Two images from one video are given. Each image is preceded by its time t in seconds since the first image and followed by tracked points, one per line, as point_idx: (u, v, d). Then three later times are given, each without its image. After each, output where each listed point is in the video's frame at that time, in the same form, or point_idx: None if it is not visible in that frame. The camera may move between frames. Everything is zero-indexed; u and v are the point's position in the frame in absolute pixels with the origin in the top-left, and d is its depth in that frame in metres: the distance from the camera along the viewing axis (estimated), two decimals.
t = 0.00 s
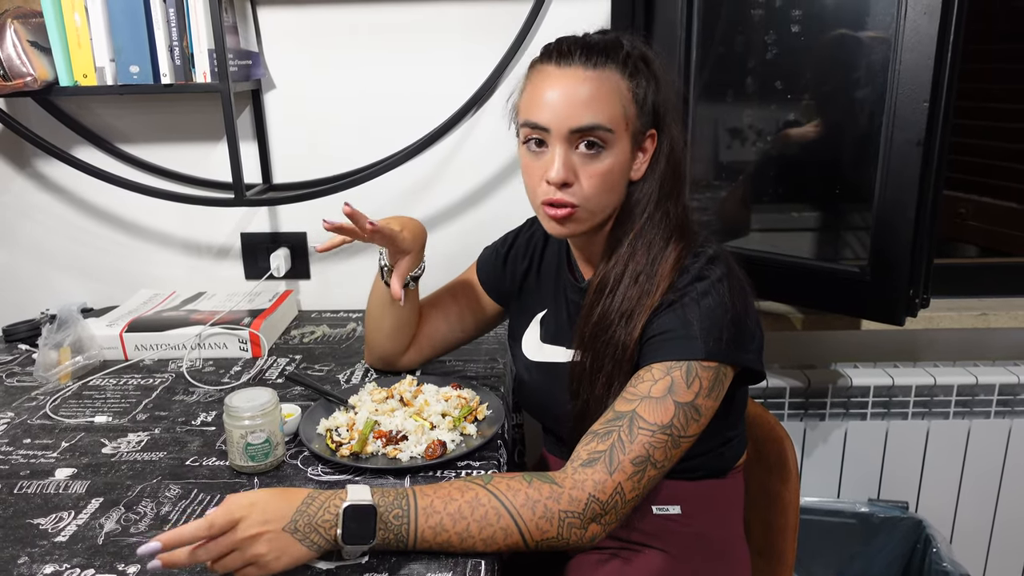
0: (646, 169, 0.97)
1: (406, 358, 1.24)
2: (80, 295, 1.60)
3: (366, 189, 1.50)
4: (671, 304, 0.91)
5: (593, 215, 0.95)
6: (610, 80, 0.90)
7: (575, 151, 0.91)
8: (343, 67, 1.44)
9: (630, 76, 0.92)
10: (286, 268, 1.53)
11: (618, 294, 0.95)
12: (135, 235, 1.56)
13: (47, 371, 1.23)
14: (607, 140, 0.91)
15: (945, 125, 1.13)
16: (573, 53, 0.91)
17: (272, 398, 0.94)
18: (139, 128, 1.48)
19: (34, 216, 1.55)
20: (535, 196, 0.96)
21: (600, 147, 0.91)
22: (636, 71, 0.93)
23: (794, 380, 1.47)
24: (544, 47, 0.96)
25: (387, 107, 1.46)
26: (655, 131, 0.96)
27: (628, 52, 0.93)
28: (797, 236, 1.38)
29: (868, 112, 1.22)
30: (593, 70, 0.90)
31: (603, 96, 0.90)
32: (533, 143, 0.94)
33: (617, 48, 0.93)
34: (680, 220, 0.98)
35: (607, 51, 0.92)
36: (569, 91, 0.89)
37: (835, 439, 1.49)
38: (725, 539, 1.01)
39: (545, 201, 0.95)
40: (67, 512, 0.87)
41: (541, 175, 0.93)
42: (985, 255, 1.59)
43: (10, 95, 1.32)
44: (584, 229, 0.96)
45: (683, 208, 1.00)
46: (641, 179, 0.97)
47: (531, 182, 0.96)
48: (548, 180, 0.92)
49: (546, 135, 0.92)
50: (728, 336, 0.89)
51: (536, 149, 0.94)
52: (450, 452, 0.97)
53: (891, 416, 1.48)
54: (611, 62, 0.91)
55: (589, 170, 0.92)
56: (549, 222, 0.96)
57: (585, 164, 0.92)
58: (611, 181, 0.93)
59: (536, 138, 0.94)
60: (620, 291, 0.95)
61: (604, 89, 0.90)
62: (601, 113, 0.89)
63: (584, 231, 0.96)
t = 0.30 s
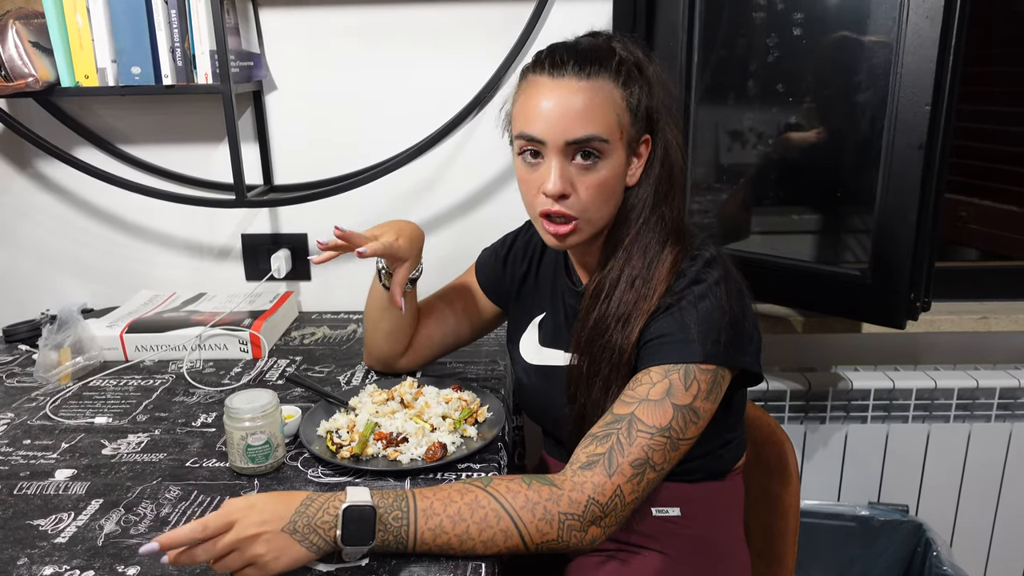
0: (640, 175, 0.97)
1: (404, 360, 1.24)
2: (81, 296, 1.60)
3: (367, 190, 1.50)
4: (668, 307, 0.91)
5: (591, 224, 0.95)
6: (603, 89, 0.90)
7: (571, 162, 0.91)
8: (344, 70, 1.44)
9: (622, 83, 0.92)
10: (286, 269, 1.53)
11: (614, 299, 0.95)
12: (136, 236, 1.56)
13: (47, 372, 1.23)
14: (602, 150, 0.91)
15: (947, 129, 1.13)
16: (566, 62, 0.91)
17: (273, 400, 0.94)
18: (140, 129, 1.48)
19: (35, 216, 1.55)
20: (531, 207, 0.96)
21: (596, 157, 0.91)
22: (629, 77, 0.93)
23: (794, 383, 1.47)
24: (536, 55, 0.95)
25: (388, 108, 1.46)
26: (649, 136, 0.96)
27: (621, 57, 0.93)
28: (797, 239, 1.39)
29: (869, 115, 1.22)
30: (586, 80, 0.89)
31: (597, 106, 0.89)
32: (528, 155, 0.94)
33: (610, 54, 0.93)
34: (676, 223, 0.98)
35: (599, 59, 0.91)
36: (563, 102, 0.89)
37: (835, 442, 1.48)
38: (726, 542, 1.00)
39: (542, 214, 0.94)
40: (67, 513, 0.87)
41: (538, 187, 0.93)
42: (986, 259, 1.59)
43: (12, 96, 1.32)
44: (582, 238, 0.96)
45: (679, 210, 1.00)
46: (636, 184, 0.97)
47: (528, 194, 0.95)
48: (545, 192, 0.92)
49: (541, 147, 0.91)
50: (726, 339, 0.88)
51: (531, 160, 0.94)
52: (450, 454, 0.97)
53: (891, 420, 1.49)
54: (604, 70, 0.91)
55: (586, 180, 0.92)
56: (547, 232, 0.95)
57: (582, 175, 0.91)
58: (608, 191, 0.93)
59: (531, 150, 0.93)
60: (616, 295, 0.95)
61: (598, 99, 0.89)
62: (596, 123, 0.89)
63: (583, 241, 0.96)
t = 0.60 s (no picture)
0: (643, 178, 0.97)
1: (405, 363, 1.24)
2: (80, 297, 1.60)
3: (367, 192, 1.50)
4: (670, 310, 0.91)
5: (593, 224, 0.94)
6: (610, 89, 0.90)
7: (575, 160, 0.91)
8: (344, 71, 1.44)
9: (629, 84, 0.92)
10: (286, 271, 1.53)
11: (615, 302, 0.95)
12: (136, 237, 1.55)
13: (46, 373, 1.22)
14: (606, 150, 0.90)
15: (947, 132, 1.13)
16: (573, 61, 0.91)
17: (273, 402, 0.94)
18: (139, 130, 1.48)
19: (34, 218, 1.55)
20: (534, 205, 0.95)
21: (600, 156, 0.91)
22: (636, 80, 0.93)
23: (795, 385, 1.47)
24: (544, 54, 0.95)
25: (388, 109, 1.46)
26: (653, 140, 0.96)
27: (630, 60, 0.93)
28: (797, 241, 1.39)
29: (870, 117, 1.22)
30: (593, 79, 0.89)
31: (603, 105, 0.89)
32: (532, 152, 0.93)
33: (618, 55, 0.93)
34: (678, 227, 0.98)
35: (607, 60, 0.91)
36: (568, 100, 0.89)
37: (835, 444, 1.48)
38: (727, 546, 1.00)
39: (544, 211, 0.94)
40: (66, 516, 0.86)
41: (540, 184, 0.92)
42: (986, 260, 1.59)
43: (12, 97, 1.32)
44: (584, 238, 0.95)
45: (682, 214, 1.00)
46: (640, 188, 0.97)
47: (530, 191, 0.95)
48: (548, 189, 0.91)
49: (545, 145, 0.91)
50: (728, 342, 0.88)
51: (534, 158, 0.94)
52: (450, 456, 0.97)
53: (891, 422, 1.49)
54: (611, 71, 0.91)
55: (589, 179, 0.91)
56: (548, 231, 0.95)
57: (586, 174, 0.91)
58: (611, 191, 0.93)
59: (535, 147, 0.93)
60: (618, 298, 0.95)
61: (604, 99, 0.89)
62: (601, 123, 0.89)
63: (584, 241, 0.96)
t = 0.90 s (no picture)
0: (647, 177, 0.97)
1: (405, 359, 1.24)
2: (78, 295, 1.60)
3: (365, 189, 1.50)
4: (670, 308, 0.91)
5: (596, 221, 0.94)
6: (619, 86, 0.89)
7: (581, 155, 0.90)
8: (342, 68, 1.44)
9: (638, 83, 0.91)
10: (284, 268, 1.52)
11: (616, 300, 0.95)
12: (134, 235, 1.55)
13: (43, 371, 1.21)
14: (613, 147, 0.90)
15: (947, 128, 1.13)
16: (584, 56, 0.90)
17: (271, 399, 0.93)
18: (137, 127, 1.47)
19: (32, 215, 1.54)
20: (537, 199, 0.95)
21: (606, 153, 0.90)
22: (644, 79, 0.92)
23: (794, 382, 1.46)
24: (554, 48, 0.94)
25: (387, 107, 1.46)
26: (658, 139, 0.96)
27: (640, 58, 0.93)
28: (797, 238, 1.39)
29: (869, 113, 1.22)
30: (603, 76, 0.89)
31: (612, 101, 0.89)
32: (538, 146, 0.93)
33: (628, 53, 0.92)
34: (679, 225, 0.98)
35: (617, 57, 0.91)
36: (576, 95, 0.88)
37: (834, 441, 1.48)
38: (727, 543, 1.00)
39: (547, 206, 0.94)
40: (64, 513, 0.86)
41: (545, 178, 0.92)
42: (985, 258, 1.59)
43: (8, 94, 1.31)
44: (586, 234, 0.95)
45: (682, 213, 1.00)
46: (643, 187, 0.97)
47: (534, 185, 0.95)
48: (552, 184, 0.91)
49: (551, 139, 0.91)
50: (727, 340, 0.88)
51: (540, 151, 0.93)
52: (449, 454, 0.97)
53: (891, 420, 1.49)
54: (621, 68, 0.90)
55: (594, 175, 0.91)
56: (551, 225, 0.95)
57: (591, 170, 0.91)
58: (615, 189, 0.93)
59: (541, 140, 0.92)
60: (618, 296, 0.95)
61: (612, 95, 0.89)
62: (609, 120, 0.89)
63: (586, 237, 0.95)
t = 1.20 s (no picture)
0: (655, 177, 0.97)
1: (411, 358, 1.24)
2: (79, 294, 1.60)
3: (366, 188, 1.50)
4: (674, 308, 0.90)
5: (613, 218, 0.94)
6: (635, 84, 0.89)
7: (600, 153, 0.90)
8: (343, 67, 1.44)
9: (650, 82, 0.91)
10: (285, 267, 1.52)
11: (621, 299, 0.95)
12: (134, 233, 1.55)
13: (43, 370, 1.21)
14: (631, 145, 0.90)
15: (948, 130, 1.13)
16: (600, 55, 0.90)
17: (271, 399, 0.94)
18: (138, 126, 1.47)
19: (33, 214, 1.54)
20: (553, 196, 0.95)
21: (625, 151, 0.90)
22: (656, 80, 0.92)
23: (795, 383, 1.46)
24: (565, 45, 0.94)
25: (389, 106, 1.46)
26: (667, 138, 0.96)
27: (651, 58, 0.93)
28: (798, 238, 1.38)
29: (871, 113, 1.22)
30: (619, 74, 0.89)
31: (631, 99, 0.89)
32: (554, 144, 0.93)
33: (640, 53, 0.92)
34: (683, 225, 0.98)
35: (630, 57, 0.91)
36: (593, 93, 0.88)
37: (834, 442, 1.48)
38: (729, 544, 1.00)
39: (565, 203, 0.94)
40: (64, 512, 0.86)
41: (563, 176, 0.92)
42: (986, 259, 1.59)
43: (9, 91, 1.31)
44: (603, 232, 0.95)
45: (687, 213, 1.00)
46: (651, 187, 0.97)
47: (550, 183, 0.94)
48: (571, 182, 0.91)
49: (570, 136, 0.90)
50: (730, 340, 0.88)
51: (556, 149, 0.93)
52: (450, 454, 0.97)
53: (891, 420, 1.48)
54: (635, 68, 0.90)
55: (613, 173, 0.91)
56: (567, 223, 0.95)
57: (610, 168, 0.91)
58: (632, 186, 0.93)
59: (557, 138, 0.92)
60: (623, 295, 0.95)
61: (630, 93, 0.89)
62: (628, 117, 0.89)
63: (601, 235, 0.96)
